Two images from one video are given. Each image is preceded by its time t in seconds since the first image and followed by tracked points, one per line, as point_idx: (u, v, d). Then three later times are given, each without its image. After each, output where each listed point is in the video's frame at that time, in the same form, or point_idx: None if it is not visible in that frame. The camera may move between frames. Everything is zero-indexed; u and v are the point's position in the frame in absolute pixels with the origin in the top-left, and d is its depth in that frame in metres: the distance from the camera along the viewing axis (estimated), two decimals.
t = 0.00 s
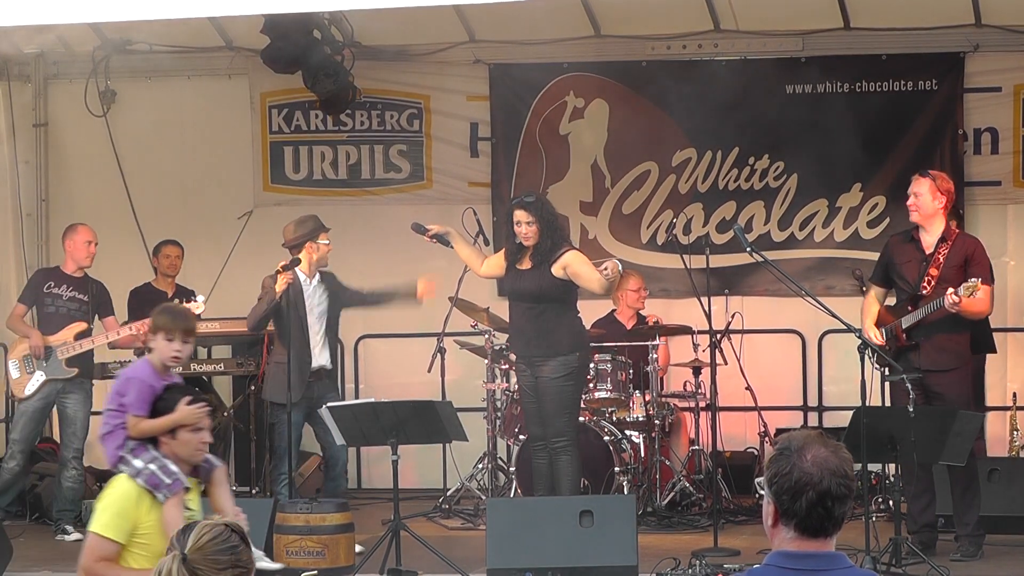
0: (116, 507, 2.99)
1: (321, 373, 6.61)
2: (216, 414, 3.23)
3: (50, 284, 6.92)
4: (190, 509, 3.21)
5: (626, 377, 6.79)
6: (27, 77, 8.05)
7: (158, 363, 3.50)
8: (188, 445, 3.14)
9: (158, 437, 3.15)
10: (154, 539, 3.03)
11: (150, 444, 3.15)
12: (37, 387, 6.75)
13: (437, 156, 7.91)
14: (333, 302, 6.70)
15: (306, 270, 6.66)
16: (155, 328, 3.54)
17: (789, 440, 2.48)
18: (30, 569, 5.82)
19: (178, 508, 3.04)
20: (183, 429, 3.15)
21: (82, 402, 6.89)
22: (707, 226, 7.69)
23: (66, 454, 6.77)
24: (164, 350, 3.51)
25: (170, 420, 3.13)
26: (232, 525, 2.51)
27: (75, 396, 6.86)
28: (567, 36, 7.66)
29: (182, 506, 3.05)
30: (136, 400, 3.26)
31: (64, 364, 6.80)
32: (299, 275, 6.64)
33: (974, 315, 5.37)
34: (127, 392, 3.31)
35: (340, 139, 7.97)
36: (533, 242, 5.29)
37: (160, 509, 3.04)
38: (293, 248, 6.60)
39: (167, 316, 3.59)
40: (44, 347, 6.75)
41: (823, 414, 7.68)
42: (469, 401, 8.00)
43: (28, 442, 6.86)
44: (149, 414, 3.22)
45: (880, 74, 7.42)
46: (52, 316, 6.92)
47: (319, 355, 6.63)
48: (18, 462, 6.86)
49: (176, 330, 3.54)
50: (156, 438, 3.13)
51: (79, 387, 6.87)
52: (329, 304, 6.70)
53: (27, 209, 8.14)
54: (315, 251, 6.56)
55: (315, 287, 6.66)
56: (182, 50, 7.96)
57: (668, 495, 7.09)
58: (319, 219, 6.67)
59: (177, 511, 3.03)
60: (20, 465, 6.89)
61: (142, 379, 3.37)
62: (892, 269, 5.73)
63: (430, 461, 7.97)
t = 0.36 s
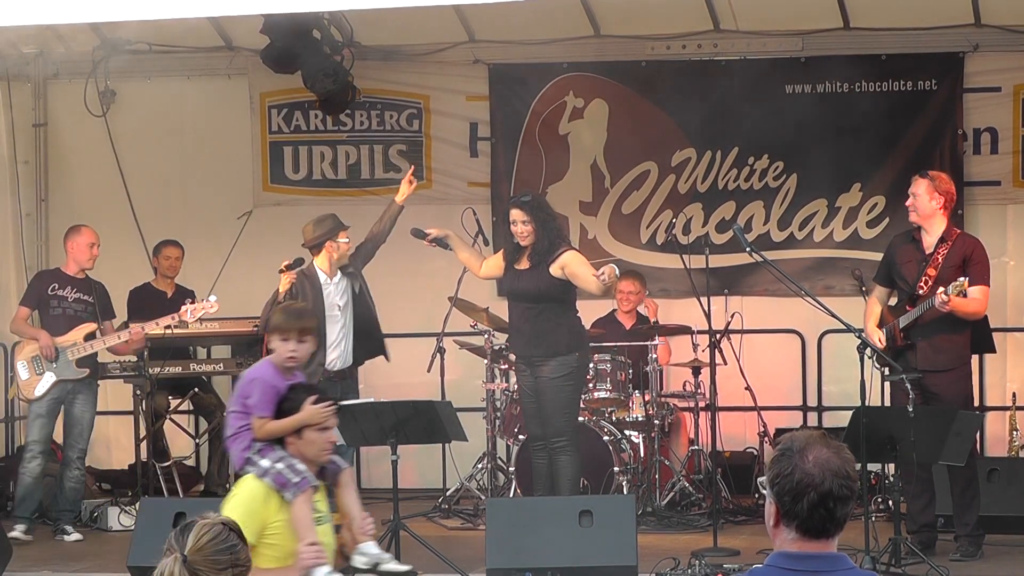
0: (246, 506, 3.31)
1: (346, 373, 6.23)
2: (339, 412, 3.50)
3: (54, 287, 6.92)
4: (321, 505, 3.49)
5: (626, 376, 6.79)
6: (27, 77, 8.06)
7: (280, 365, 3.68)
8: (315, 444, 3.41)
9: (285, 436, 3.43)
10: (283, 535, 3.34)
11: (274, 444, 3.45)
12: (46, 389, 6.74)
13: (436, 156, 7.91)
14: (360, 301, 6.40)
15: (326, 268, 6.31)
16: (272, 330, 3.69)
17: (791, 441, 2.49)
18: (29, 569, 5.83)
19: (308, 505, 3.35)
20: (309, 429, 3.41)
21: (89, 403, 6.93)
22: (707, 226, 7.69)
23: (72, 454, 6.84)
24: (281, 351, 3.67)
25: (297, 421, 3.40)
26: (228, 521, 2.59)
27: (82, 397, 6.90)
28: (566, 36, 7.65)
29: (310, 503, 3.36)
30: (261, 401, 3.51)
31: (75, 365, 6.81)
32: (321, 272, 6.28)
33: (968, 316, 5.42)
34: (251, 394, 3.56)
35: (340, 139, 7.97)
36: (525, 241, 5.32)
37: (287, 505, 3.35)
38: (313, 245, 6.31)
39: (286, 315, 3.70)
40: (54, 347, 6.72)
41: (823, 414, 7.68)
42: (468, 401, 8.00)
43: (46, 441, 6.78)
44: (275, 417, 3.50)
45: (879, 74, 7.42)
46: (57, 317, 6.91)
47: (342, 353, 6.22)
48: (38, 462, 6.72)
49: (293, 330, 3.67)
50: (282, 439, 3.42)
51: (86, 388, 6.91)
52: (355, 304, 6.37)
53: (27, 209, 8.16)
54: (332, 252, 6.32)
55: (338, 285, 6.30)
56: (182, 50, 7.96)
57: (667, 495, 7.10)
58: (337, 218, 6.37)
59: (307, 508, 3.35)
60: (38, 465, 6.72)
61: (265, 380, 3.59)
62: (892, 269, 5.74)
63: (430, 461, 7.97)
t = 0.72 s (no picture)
0: (377, 517, 2.86)
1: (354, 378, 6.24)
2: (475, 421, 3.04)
3: (56, 287, 6.92)
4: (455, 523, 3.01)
5: (626, 376, 6.79)
6: (26, 77, 8.06)
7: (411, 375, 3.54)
8: (449, 453, 2.94)
9: (417, 444, 2.99)
10: (418, 551, 2.89)
11: (407, 454, 3.00)
12: (56, 388, 6.70)
13: (436, 156, 7.90)
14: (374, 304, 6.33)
15: (336, 270, 6.33)
16: (402, 337, 3.55)
17: (791, 441, 2.49)
18: (29, 569, 5.83)
19: (445, 518, 2.90)
20: (443, 436, 2.95)
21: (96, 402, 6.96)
22: (707, 226, 7.69)
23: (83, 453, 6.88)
24: (413, 359, 3.53)
25: (431, 428, 2.96)
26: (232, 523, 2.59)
27: (90, 397, 6.92)
28: (566, 36, 7.65)
29: (448, 515, 2.90)
30: (392, 411, 3.38)
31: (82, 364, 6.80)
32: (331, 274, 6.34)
33: (964, 316, 5.42)
34: (382, 403, 3.46)
35: (340, 139, 7.97)
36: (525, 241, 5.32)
37: (423, 519, 2.90)
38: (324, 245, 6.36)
39: (415, 322, 3.57)
40: (62, 349, 6.74)
41: (823, 414, 7.68)
42: (468, 401, 8.00)
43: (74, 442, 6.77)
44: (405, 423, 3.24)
45: (879, 74, 7.43)
46: (62, 318, 6.93)
47: (347, 352, 6.25)
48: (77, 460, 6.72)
49: (425, 336, 3.53)
50: (415, 448, 2.98)
51: (94, 387, 6.93)
52: (368, 305, 6.33)
53: (26, 209, 8.15)
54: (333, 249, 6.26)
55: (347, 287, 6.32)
56: (182, 49, 7.96)
57: (668, 495, 7.10)
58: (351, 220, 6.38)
59: (444, 521, 2.89)
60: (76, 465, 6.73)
61: (398, 388, 3.48)
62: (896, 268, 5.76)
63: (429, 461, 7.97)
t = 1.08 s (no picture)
0: (511, 501, 2.95)
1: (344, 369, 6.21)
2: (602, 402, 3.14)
3: (61, 285, 6.92)
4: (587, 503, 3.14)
5: (626, 376, 6.79)
6: (26, 77, 8.06)
7: (544, 356, 3.59)
8: (577, 437, 3.06)
9: (546, 427, 3.12)
10: (551, 532, 2.99)
11: (537, 437, 3.14)
12: (59, 387, 6.74)
13: (436, 156, 7.90)
14: (362, 300, 6.24)
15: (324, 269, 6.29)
16: (538, 317, 3.56)
17: (789, 440, 2.49)
18: (29, 569, 5.83)
19: (575, 498, 3.01)
20: (571, 419, 3.07)
21: (94, 402, 7.03)
22: (707, 226, 7.69)
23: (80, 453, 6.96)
24: (549, 340, 3.55)
25: (558, 411, 3.09)
26: (242, 526, 2.48)
27: (89, 396, 6.99)
28: (566, 36, 7.65)
29: (578, 495, 3.01)
30: (521, 391, 3.44)
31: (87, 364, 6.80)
32: (319, 274, 6.29)
33: (950, 315, 5.42)
34: (514, 383, 3.52)
35: (339, 139, 7.96)
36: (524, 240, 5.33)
37: (555, 501, 3.00)
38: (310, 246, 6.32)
39: (552, 303, 3.58)
40: (68, 348, 6.74)
41: (823, 414, 7.68)
42: (468, 400, 8.00)
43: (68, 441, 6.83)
44: (536, 405, 3.29)
45: (879, 74, 7.43)
46: (66, 316, 6.93)
47: (332, 353, 6.20)
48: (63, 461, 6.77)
49: (560, 317, 3.54)
50: (545, 429, 3.11)
51: (94, 386, 7.01)
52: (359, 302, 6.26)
53: (26, 209, 8.16)
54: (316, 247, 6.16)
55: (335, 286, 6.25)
56: (181, 49, 7.96)
57: (667, 495, 7.08)
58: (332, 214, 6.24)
59: (575, 501, 3.00)
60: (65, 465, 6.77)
61: (529, 369, 3.53)
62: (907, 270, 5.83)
63: (430, 461, 7.97)
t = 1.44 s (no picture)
0: (639, 516, 2.71)
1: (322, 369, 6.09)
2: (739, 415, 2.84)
3: (64, 285, 6.91)
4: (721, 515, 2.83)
5: (627, 377, 6.79)
6: (27, 78, 8.06)
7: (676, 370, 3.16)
8: (712, 449, 2.79)
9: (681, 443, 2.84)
10: (681, 550, 2.71)
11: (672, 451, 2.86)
12: (57, 387, 6.74)
13: (437, 156, 7.90)
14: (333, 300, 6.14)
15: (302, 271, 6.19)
16: (672, 328, 3.16)
17: (792, 441, 2.50)
18: (31, 569, 5.83)
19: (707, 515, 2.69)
20: (704, 431, 2.80)
21: (95, 404, 6.94)
22: (708, 226, 7.69)
23: (76, 455, 6.86)
24: (686, 353, 3.14)
25: (692, 423, 2.81)
26: (257, 533, 2.39)
27: (88, 397, 6.91)
28: (567, 36, 7.65)
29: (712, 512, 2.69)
30: (653, 408, 3.05)
31: (88, 365, 6.83)
32: (296, 275, 6.19)
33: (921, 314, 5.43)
34: (644, 401, 3.10)
35: (340, 139, 7.96)
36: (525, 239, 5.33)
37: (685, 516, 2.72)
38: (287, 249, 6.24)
39: (683, 312, 3.18)
40: (67, 348, 6.74)
41: (824, 414, 7.69)
42: (469, 400, 8.00)
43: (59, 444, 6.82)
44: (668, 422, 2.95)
45: (880, 75, 7.43)
46: (69, 316, 6.91)
47: (309, 354, 6.11)
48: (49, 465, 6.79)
49: (697, 330, 3.14)
50: (678, 444, 2.84)
51: (94, 388, 6.92)
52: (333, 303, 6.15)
53: (27, 209, 8.16)
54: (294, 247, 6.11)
55: (307, 287, 6.13)
56: (181, 50, 7.96)
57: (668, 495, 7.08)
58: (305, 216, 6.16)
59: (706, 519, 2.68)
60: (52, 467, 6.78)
61: (660, 383, 3.12)
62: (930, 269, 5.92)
63: (431, 460, 7.97)
